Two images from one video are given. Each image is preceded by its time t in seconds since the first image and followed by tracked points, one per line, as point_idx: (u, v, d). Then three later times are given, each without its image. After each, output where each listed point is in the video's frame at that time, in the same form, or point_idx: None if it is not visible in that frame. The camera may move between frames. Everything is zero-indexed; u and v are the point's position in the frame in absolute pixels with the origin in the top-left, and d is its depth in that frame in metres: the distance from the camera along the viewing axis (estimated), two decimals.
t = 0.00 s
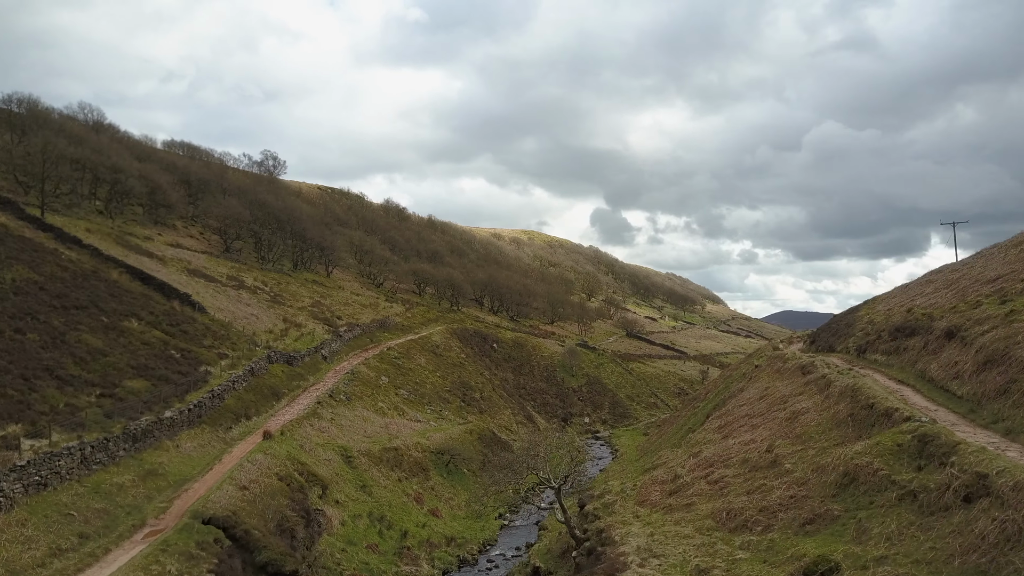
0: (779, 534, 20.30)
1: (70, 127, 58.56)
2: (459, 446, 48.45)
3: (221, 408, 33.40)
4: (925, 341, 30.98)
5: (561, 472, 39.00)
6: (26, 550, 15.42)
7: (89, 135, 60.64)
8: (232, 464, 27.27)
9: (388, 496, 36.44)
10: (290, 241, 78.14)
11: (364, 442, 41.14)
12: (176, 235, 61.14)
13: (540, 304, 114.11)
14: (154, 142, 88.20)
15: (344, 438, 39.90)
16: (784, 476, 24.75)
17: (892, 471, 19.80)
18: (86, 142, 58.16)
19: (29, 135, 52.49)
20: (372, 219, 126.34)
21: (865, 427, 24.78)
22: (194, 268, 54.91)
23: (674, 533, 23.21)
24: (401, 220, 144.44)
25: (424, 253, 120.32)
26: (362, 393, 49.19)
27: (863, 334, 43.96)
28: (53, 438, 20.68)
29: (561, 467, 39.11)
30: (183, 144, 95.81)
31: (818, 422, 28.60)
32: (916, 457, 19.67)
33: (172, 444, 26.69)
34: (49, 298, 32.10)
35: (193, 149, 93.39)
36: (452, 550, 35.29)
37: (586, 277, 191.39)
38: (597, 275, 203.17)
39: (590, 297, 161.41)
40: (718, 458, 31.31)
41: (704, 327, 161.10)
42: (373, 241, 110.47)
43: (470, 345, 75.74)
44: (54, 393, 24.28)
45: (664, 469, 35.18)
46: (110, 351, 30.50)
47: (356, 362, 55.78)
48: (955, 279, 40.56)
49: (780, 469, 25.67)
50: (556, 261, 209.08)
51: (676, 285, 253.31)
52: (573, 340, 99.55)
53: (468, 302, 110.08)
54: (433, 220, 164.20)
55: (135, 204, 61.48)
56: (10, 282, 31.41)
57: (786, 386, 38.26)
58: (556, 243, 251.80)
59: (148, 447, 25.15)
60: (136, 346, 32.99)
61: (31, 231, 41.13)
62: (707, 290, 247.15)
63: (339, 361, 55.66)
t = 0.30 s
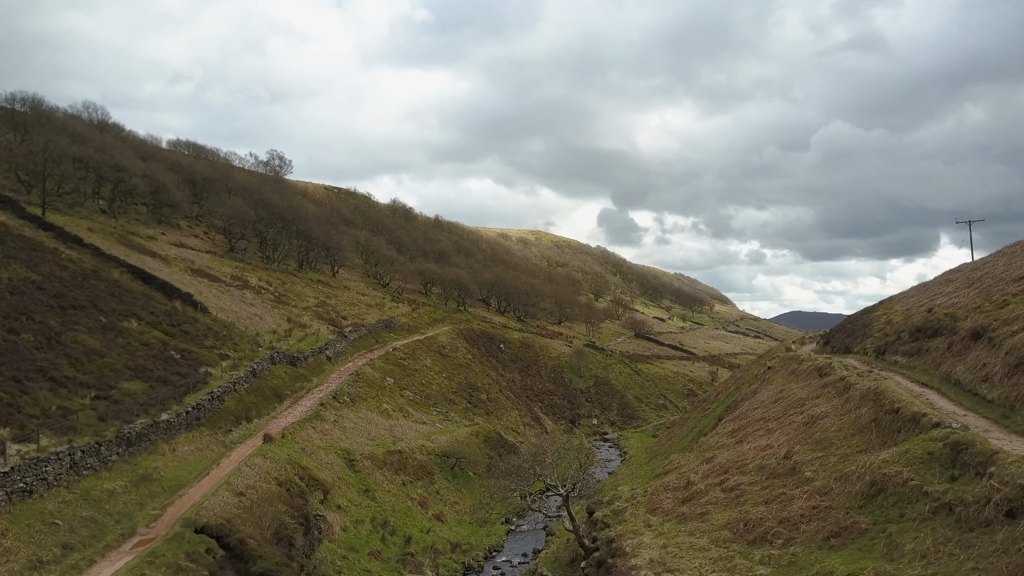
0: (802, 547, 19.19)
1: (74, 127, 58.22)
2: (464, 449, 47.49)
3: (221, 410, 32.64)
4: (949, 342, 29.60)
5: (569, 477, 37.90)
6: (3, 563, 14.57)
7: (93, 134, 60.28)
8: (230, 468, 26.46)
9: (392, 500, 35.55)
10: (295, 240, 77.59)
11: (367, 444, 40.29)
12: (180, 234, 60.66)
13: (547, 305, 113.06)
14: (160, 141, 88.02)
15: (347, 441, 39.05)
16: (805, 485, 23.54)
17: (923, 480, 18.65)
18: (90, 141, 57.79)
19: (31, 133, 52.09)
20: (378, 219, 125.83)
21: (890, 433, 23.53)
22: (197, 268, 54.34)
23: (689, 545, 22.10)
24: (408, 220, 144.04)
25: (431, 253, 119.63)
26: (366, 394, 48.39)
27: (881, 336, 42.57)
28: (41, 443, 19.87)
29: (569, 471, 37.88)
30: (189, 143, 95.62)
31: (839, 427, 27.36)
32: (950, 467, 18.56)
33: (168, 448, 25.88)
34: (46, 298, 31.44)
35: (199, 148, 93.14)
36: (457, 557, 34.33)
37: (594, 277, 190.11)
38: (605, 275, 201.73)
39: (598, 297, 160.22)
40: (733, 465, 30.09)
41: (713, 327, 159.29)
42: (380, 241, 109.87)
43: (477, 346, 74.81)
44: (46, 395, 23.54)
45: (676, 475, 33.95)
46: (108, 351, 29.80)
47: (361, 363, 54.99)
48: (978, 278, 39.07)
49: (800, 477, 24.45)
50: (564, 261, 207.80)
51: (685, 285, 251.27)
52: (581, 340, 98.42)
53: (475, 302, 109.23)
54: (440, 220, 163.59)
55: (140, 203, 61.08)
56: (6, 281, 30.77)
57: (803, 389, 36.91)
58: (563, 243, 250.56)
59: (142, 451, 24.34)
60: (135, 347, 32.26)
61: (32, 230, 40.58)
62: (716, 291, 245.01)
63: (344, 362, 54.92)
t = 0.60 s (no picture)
0: (836, 565, 17.76)
1: (88, 127, 58.47)
2: (477, 451, 46.40)
3: (229, 412, 32.01)
4: (988, 344, 27.79)
5: (583, 482, 36.60)
6: None
7: (107, 135, 60.53)
8: (235, 472, 25.78)
9: (402, 505, 34.61)
10: (308, 240, 77.39)
11: (378, 447, 39.44)
12: (193, 234, 60.64)
13: (561, 305, 111.60)
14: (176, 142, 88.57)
15: (358, 443, 38.22)
16: (835, 496, 22.03)
17: (969, 494, 17.21)
18: (103, 141, 58.00)
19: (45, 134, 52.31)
20: (392, 219, 125.61)
21: (927, 441, 21.94)
22: (209, 267, 54.11)
23: (712, 559, 20.70)
24: (422, 220, 143.73)
25: (445, 253, 118.99)
26: (378, 395, 47.60)
27: (910, 337, 40.59)
28: (37, 447, 19.25)
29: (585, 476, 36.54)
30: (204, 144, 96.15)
31: (870, 433, 25.74)
32: (999, 480, 17.09)
33: (172, 452, 25.26)
34: (52, 298, 31.11)
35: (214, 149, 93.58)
36: (470, 564, 33.28)
37: (609, 277, 188.09)
38: (620, 275, 199.56)
39: (613, 297, 158.37)
40: (756, 472, 28.52)
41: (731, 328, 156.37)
42: (393, 240, 109.49)
43: (491, 347, 73.79)
44: (46, 396, 23.01)
45: (697, 482, 32.46)
46: (113, 352, 29.34)
47: (373, 364, 54.27)
48: (1012, 277, 36.97)
49: (830, 487, 22.89)
50: (579, 261, 206.06)
51: (701, 285, 247.75)
52: (596, 341, 96.90)
53: (489, 302, 108.28)
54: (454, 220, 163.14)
55: (152, 204, 61.18)
56: (12, 280, 30.48)
57: (829, 392, 35.16)
58: (578, 243, 248.75)
59: (145, 455, 23.73)
60: (141, 347, 31.79)
61: (42, 229, 40.49)
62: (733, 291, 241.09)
63: (356, 362, 54.26)
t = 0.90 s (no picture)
0: None
1: (102, 128, 58.80)
2: (490, 455, 45.31)
3: (236, 415, 31.37)
4: None
5: (596, 488, 35.17)
6: None
7: (121, 135, 60.84)
8: (241, 476, 25.14)
9: (413, 510, 33.62)
10: (320, 239, 77.15)
11: (389, 450, 38.55)
12: (205, 233, 60.62)
13: (577, 305, 110.10)
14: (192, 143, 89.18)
15: (368, 446, 37.35)
16: (870, 509, 20.02)
17: None
18: (116, 141, 58.27)
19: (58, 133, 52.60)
20: (406, 218, 125.29)
21: (970, 451, 20.12)
22: (220, 267, 53.86)
23: None
24: (437, 220, 143.28)
25: (459, 253, 118.27)
26: (390, 397, 46.77)
27: (943, 338, 38.51)
28: (32, 452, 18.70)
29: (600, 481, 35.16)
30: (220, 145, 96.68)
31: (905, 439, 23.70)
32: None
33: (176, 455, 24.63)
34: (58, 297, 30.83)
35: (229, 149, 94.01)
36: (483, 572, 32.16)
37: (625, 277, 185.88)
38: (636, 275, 197.12)
39: (629, 298, 156.33)
40: (781, 480, 26.53)
41: (750, 329, 153.36)
42: (408, 240, 109.04)
43: (505, 347, 72.71)
44: (46, 399, 22.56)
45: (718, 490, 30.85)
46: (118, 353, 28.98)
47: (386, 364, 53.52)
48: None
49: (863, 499, 20.90)
50: (594, 261, 204.10)
51: (719, 285, 243.99)
52: (612, 341, 95.30)
53: (504, 303, 107.28)
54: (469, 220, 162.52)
55: (166, 203, 61.35)
56: (18, 280, 30.24)
57: (857, 396, 33.23)
58: (593, 243, 246.56)
59: (147, 459, 23.14)
60: (148, 348, 31.37)
61: (53, 229, 40.45)
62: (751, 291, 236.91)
63: (369, 363, 53.58)
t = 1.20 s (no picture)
0: None
1: (109, 127, 58.74)
2: (500, 458, 44.21)
3: (239, 417, 30.62)
4: None
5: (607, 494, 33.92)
6: None
7: (128, 135, 60.78)
8: (240, 482, 24.29)
9: (420, 515, 32.62)
10: (329, 239, 76.63)
11: (396, 453, 37.60)
12: (213, 233, 60.29)
13: (588, 305, 108.72)
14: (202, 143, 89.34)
15: (374, 449, 36.41)
16: (903, 523, 18.13)
17: None
18: (123, 141, 58.19)
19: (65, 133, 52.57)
20: (417, 218, 124.75)
21: (1013, 462, 18.00)
22: (228, 267, 53.39)
23: None
24: (447, 220, 142.62)
25: (469, 253, 117.44)
26: (398, 398, 45.86)
27: (973, 338, 36.69)
28: (20, 458, 18.05)
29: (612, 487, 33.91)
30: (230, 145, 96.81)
31: (942, 451, 21.18)
32: None
33: (174, 460, 23.88)
34: (58, 297, 30.38)
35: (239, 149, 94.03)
36: None
37: (637, 277, 183.95)
38: (649, 275, 194.95)
39: (641, 298, 154.47)
40: (804, 490, 24.94)
41: (765, 329, 150.62)
42: (417, 240, 108.38)
43: (515, 348, 71.63)
44: (39, 401, 21.97)
45: (738, 497, 29.47)
46: (118, 354, 28.43)
47: (394, 365, 52.67)
48: None
49: (896, 511, 18.97)
50: (606, 261, 202.23)
51: (733, 285, 240.87)
52: (624, 342, 93.78)
53: (514, 303, 106.23)
54: (480, 221, 161.74)
55: (174, 203, 61.18)
56: (18, 280, 29.83)
57: (882, 399, 31.53)
58: (605, 243, 244.69)
59: (143, 464, 22.42)
60: (149, 349, 30.80)
61: (57, 228, 40.17)
62: (766, 291, 233.47)
63: (377, 364, 52.73)
